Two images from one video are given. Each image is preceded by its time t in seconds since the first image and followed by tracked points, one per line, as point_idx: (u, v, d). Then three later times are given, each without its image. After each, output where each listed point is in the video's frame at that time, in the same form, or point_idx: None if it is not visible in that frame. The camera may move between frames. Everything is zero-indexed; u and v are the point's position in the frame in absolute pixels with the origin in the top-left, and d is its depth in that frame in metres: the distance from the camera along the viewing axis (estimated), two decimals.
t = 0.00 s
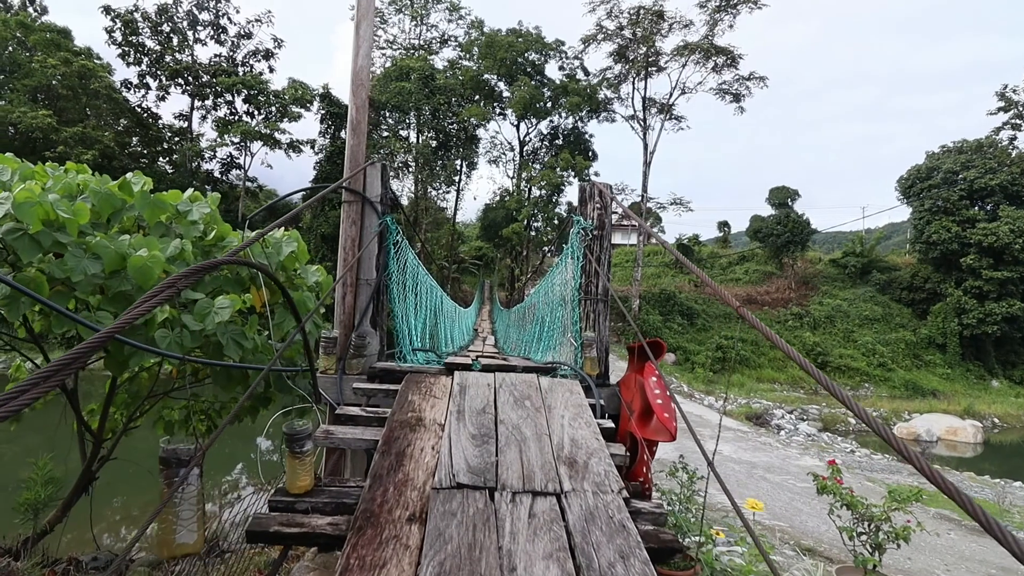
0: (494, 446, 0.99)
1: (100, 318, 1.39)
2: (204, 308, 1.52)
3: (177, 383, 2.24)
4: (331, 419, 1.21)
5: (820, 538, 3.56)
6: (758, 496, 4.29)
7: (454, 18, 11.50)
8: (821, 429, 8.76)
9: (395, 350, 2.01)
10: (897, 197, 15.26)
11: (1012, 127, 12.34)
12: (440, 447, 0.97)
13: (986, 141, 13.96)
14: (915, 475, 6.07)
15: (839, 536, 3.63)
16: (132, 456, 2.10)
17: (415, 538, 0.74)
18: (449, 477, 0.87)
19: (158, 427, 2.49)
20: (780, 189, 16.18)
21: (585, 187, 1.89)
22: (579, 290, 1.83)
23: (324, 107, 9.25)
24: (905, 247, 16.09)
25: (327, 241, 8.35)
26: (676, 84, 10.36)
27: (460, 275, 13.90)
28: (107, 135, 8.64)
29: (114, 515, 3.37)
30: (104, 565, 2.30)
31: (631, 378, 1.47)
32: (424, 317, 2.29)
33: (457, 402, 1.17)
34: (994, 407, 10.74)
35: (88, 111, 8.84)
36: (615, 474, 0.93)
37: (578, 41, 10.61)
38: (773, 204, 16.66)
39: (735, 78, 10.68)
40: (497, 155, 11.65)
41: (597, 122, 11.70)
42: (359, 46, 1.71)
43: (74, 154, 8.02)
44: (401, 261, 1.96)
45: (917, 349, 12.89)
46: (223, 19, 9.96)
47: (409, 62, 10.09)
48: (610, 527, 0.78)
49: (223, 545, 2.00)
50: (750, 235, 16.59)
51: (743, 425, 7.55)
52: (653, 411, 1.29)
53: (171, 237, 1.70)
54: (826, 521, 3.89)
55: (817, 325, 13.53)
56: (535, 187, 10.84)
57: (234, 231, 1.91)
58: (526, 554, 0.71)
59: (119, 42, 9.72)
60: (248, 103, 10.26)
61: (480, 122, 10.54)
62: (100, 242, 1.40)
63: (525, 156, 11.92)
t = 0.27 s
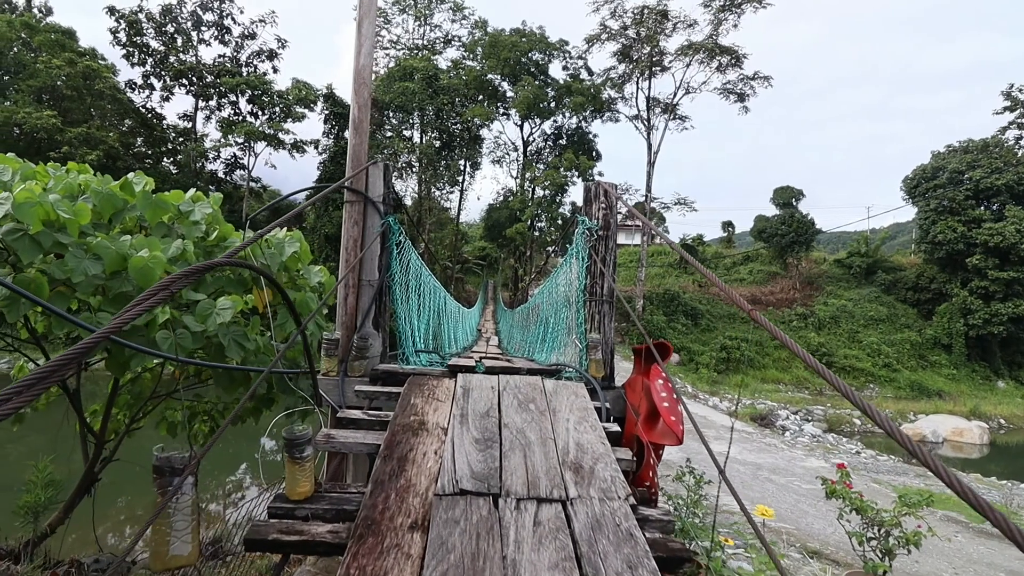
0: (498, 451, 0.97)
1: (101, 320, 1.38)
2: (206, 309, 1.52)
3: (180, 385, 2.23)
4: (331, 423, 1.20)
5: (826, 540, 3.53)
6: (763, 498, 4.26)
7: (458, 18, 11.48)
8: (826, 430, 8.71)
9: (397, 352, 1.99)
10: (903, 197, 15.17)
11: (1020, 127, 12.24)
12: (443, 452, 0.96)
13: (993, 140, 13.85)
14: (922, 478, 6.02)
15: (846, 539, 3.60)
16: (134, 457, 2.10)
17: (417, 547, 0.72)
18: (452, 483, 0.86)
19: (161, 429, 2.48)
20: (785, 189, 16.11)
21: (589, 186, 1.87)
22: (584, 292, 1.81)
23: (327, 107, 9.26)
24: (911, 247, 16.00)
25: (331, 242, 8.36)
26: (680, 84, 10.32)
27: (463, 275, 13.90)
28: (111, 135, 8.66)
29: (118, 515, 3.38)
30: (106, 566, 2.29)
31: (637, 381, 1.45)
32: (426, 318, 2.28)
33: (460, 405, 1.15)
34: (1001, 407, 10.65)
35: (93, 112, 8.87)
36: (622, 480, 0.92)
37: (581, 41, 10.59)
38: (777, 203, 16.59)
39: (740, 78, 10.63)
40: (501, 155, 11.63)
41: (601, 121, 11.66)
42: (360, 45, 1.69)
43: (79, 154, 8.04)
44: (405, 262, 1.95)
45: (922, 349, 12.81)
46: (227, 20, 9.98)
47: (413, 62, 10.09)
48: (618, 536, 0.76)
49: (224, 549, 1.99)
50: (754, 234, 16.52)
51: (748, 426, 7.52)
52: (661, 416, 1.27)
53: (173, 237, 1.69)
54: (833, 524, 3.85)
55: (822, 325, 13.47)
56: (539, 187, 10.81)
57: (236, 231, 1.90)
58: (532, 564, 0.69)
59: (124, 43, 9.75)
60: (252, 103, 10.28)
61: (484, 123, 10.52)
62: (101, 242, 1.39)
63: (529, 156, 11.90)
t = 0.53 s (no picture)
0: (503, 459, 0.95)
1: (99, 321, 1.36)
2: (207, 310, 1.50)
3: (184, 386, 2.22)
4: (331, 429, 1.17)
5: (834, 544, 3.49)
6: (770, 500, 4.21)
7: (463, 18, 11.47)
8: (833, 431, 8.64)
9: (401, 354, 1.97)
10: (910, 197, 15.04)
11: None
12: (446, 460, 0.94)
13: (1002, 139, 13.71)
14: (931, 480, 5.95)
15: (855, 543, 3.55)
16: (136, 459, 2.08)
17: (419, 562, 0.70)
18: (455, 493, 0.83)
19: (165, 429, 2.47)
20: (791, 189, 16.02)
21: (596, 185, 1.84)
22: (591, 293, 1.77)
23: (332, 107, 9.27)
24: (919, 247, 15.87)
25: (335, 242, 8.37)
26: (685, 83, 10.27)
27: (468, 275, 13.90)
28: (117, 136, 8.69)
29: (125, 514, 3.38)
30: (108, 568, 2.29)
31: (646, 385, 1.42)
32: (430, 320, 2.25)
33: (463, 411, 1.14)
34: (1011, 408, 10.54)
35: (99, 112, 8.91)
36: (631, 490, 0.89)
37: (586, 41, 10.57)
38: (783, 203, 16.50)
39: (745, 77, 10.58)
40: (506, 156, 11.60)
41: (606, 121, 11.61)
42: (363, 41, 1.68)
43: (84, 155, 8.08)
44: (408, 263, 1.92)
45: (930, 350, 12.70)
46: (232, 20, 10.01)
47: (417, 62, 10.09)
48: (628, 550, 0.74)
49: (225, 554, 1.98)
50: (760, 234, 16.43)
51: (754, 428, 7.47)
52: (669, 421, 1.25)
53: (175, 238, 1.68)
54: (841, 527, 3.80)
55: (828, 326, 13.37)
56: (543, 187, 10.79)
57: (238, 232, 1.88)
58: None
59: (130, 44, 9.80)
60: (257, 104, 10.31)
61: (489, 123, 10.50)
62: (101, 243, 1.38)
63: (533, 156, 11.88)
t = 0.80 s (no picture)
0: (506, 469, 0.92)
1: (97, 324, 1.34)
2: (206, 313, 1.48)
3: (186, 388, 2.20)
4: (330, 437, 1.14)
5: (841, 548, 3.45)
6: (776, 504, 4.18)
7: (466, 18, 11.45)
8: (838, 432, 8.58)
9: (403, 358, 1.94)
10: (916, 197, 14.95)
11: None
12: (448, 470, 0.91)
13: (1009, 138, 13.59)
14: (938, 483, 5.89)
15: (863, 547, 3.51)
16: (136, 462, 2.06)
17: None
18: (458, 506, 0.81)
19: (166, 431, 2.46)
20: (795, 189, 15.95)
21: (602, 185, 1.81)
22: (596, 296, 1.74)
23: (335, 108, 9.27)
24: (924, 247, 15.77)
25: (339, 242, 8.37)
26: (689, 83, 10.22)
27: (471, 275, 13.89)
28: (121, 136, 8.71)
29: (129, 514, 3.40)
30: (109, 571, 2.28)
31: (653, 391, 1.39)
32: (433, 323, 2.22)
33: (466, 417, 1.11)
34: (1018, 409, 10.46)
35: (103, 113, 8.94)
36: (639, 502, 0.87)
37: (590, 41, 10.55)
38: (787, 203, 16.43)
39: (750, 77, 10.54)
40: (509, 156, 11.58)
41: (609, 121, 11.58)
42: (363, 39, 1.65)
43: (89, 155, 8.09)
44: (410, 265, 1.89)
45: (936, 351, 12.62)
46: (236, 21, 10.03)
47: (421, 62, 10.08)
48: (638, 567, 0.71)
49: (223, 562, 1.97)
50: (764, 234, 16.36)
51: (759, 429, 7.42)
52: (677, 427, 1.22)
53: (175, 239, 1.67)
54: (848, 531, 3.76)
55: (833, 326, 13.28)
56: (547, 187, 10.76)
57: (239, 233, 1.86)
58: None
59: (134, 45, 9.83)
60: (261, 104, 10.32)
61: (492, 123, 10.47)
62: (99, 245, 1.36)
63: (537, 156, 11.86)
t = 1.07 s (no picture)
0: (509, 481, 0.90)
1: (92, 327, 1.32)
2: (204, 316, 1.46)
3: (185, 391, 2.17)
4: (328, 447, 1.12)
5: (848, 553, 3.41)
6: (781, 507, 4.14)
7: (469, 18, 11.42)
8: (842, 434, 8.53)
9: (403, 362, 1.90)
10: (920, 197, 14.86)
11: None
12: (448, 483, 0.89)
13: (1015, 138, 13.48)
14: (944, 485, 5.83)
15: (870, 552, 3.47)
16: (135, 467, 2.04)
17: None
18: (458, 522, 0.78)
19: (166, 434, 2.44)
20: (798, 189, 15.88)
21: (607, 186, 1.77)
22: (602, 300, 1.70)
23: (337, 108, 9.26)
24: (929, 247, 15.68)
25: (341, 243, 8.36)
26: (693, 83, 10.17)
27: (473, 276, 13.87)
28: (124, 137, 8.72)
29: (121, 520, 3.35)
30: None
31: (660, 397, 1.37)
32: (434, 326, 2.18)
33: (468, 426, 1.08)
34: None
35: (107, 114, 8.96)
36: (647, 514, 0.84)
37: (593, 41, 10.53)
38: (791, 203, 16.36)
39: (754, 76, 10.49)
40: (512, 156, 11.56)
41: (612, 121, 11.54)
42: (363, 36, 1.62)
43: (92, 156, 8.11)
44: (411, 268, 1.86)
45: (940, 352, 12.54)
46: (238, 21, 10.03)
47: (423, 62, 10.06)
48: None
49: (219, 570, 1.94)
50: (767, 234, 16.29)
51: (763, 431, 7.37)
52: (686, 435, 1.21)
53: (174, 240, 1.65)
54: (855, 535, 3.72)
55: (837, 326, 13.21)
56: (549, 188, 10.73)
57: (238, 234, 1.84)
58: None
59: (137, 45, 9.84)
60: (264, 104, 10.32)
61: (495, 123, 10.44)
62: (95, 247, 1.34)
63: (540, 156, 11.83)
